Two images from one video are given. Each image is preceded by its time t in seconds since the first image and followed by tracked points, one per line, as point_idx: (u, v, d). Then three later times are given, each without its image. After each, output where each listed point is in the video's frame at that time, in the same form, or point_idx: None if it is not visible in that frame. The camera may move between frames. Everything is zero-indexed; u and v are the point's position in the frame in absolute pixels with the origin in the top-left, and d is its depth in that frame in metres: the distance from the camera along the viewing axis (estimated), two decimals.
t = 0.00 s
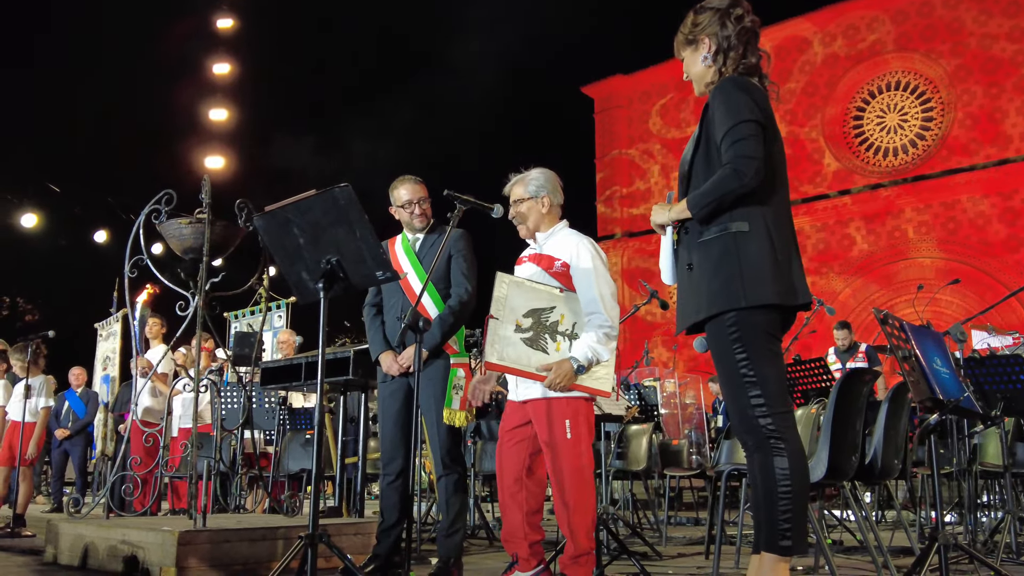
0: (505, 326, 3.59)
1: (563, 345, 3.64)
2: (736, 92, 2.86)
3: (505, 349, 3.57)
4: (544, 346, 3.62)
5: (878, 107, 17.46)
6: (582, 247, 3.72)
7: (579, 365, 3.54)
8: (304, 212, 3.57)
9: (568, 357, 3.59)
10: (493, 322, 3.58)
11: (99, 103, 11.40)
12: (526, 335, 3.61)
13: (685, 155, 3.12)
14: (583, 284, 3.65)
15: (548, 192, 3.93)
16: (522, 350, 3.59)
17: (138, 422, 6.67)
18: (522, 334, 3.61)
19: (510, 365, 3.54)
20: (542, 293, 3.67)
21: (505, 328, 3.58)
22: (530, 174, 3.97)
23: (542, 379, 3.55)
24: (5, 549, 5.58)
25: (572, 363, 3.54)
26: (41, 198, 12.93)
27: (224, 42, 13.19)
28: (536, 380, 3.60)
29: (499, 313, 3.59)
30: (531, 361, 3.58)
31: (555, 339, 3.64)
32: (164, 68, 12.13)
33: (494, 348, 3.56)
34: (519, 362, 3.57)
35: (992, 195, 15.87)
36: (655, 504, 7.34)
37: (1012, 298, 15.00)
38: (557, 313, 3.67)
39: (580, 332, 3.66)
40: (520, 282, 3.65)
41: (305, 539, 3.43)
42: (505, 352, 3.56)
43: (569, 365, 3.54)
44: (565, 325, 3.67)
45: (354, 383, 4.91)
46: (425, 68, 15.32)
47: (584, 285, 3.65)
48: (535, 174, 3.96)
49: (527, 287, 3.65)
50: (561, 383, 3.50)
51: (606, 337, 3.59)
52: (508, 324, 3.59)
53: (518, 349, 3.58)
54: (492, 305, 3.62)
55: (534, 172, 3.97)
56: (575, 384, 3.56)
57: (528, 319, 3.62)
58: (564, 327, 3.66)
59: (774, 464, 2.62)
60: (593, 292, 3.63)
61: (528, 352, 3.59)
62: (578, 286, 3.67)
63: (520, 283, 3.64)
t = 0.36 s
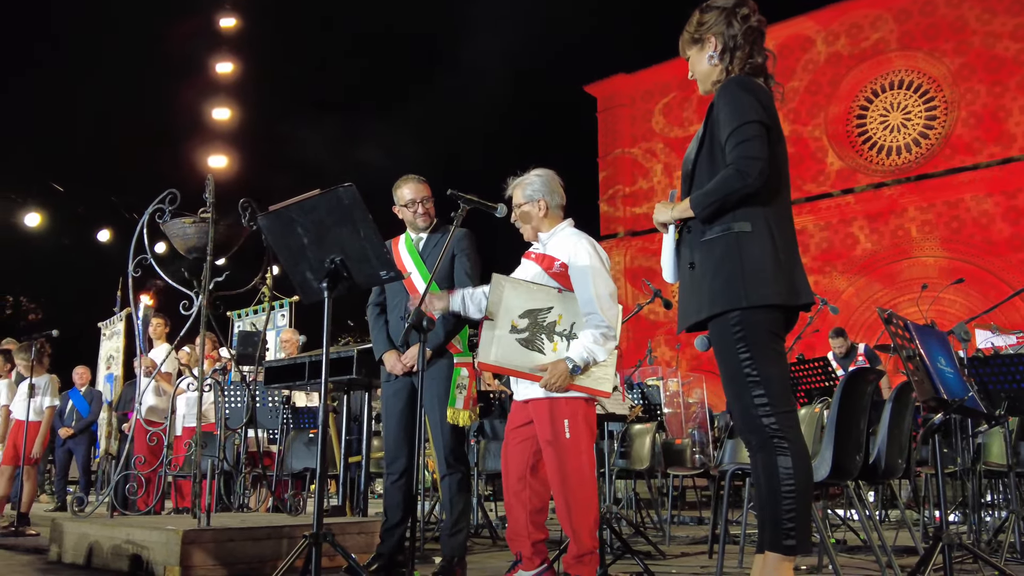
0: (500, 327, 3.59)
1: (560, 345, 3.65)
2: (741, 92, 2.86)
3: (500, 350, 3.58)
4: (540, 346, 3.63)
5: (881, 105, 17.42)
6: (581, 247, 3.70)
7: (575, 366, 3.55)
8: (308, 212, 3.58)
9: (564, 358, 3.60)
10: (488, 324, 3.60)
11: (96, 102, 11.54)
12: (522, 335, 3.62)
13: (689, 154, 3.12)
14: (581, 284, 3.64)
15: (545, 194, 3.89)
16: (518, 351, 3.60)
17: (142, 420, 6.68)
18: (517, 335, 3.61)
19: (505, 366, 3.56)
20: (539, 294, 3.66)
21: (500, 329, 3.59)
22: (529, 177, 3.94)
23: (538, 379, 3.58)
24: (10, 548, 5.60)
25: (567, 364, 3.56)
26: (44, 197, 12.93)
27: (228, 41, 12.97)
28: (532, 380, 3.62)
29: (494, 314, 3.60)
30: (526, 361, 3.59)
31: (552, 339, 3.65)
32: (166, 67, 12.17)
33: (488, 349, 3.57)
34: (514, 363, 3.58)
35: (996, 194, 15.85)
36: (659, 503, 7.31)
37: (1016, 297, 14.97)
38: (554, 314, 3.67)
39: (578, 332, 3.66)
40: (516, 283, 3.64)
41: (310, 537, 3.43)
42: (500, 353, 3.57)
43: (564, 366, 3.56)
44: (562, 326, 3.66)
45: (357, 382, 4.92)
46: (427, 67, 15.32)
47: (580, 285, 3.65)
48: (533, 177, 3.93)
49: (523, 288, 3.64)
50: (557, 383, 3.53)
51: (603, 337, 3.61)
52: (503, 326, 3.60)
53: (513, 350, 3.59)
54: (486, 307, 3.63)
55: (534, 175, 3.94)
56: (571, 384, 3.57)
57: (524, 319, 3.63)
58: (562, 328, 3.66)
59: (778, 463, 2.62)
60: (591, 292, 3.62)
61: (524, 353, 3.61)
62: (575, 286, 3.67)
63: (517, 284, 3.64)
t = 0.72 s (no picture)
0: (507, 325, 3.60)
1: (568, 344, 3.64)
2: (750, 90, 2.86)
3: (508, 349, 3.58)
4: (547, 345, 3.63)
5: (888, 102, 17.35)
6: (587, 245, 3.67)
7: (583, 364, 3.55)
8: (319, 210, 3.58)
9: (572, 356, 3.59)
10: (495, 322, 3.60)
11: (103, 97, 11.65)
12: (529, 334, 3.62)
13: (698, 153, 3.11)
14: (587, 282, 3.62)
15: (552, 193, 3.85)
16: (525, 350, 3.60)
17: (151, 418, 6.70)
18: (525, 333, 3.61)
19: (513, 364, 3.57)
20: (546, 293, 3.66)
21: (507, 328, 3.60)
22: (539, 175, 3.90)
23: (546, 378, 3.56)
24: (21, 545, 5.62)
25: (574, 362, 3.55)
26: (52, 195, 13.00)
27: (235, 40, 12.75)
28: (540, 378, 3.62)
29: (501, 313, 3.61)
30: (534, 360, 3.59)
31: (560, 338, 3.64)
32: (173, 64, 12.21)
33: (496, 348, 3.58)
34: (522, 361, 3.58)
35: (1004, 191, 15.81)
36: (666, 502, 7.30)
37: None
38: (561, 312, 3.67)
39: (585, 330, 3.66)
40: (523, 282, 3.64)
41: (321, 535, 3.43)
42: (508, 352, 3.58)
43: (572, 364, 3.55)
44: (570, 324, 3.66)
45: (366, 380, 4.92)
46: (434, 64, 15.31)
47: (588, 282, 3.62)
48: (543, 176, 3.89)
49: (530, 287, 3.64)
50: (565, 381, 3.51)
51: (611, 335, 3.59)
52: (511, 324, 3.60)
53: (521, 349, 3.59)
54: (494, 306, 3.63)
55: (543, 174, 3.90)
56: (579, 383, 3.57)
57: (532, 318, 3.63)
58: (569, 326, 3.66)
59: (790, 462, 2.62)
60: (598, 290, 3.59)
61: (532, 352, 3.60)
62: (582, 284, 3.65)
63: (524, 282, 3.64)
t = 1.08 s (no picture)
0: (520, 321, 3.58)
1: (581, 338, 3.63)
2: (764, 84, 2.84)
3: (522, 344, 3.55)
4: (561, 339, 3.61)
5: (901, 96, 17.22)
6: (598, 238, 3.68)
7: (597, 358, 3.53)
8: (331, 204, 3.57)
9: (586, 350, 3.58)
10: (508, 317, 3.57)
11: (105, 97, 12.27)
12: (542, 329, 3.60)
13: (712, 147, 3.10)
14: (599, 275, 3.61)
15: (564, 186, 3.85)
16: (539, 345, 3.57)
17: (164, 412, 6.73)
18: (538, 328, 3.59)
19: (527, 360, 3.53)
20: (558, 287, 3.65)
21: (520, 323, 3.57)
22: (551, 168, 3.90)
23: (561, 373, 3.54)
24: (36, 537, 5.67)
25: (589, 356, 3.54)
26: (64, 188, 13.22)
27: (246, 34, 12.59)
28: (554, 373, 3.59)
29: (514, 307, 3.58)
30: (548, 354, 3.56)
31: (573, 332, 3.63)
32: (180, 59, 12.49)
33: (509, 343, 3.54)
34: (536, 357, 3.55)
35: (1018, 185, 15.71)
36: (677, 497, 7.28)
37: None
38: (574, 306, 3.66)
39: (598, 323, 3.66)
40: (535, 276, 3.62)
41: (333, 529, 3.42)
42: (522, 347, 3.55)
43: (587, 358, 3.53)
44: (583, 318, 3.66)
45: (378, 374, 4.92)
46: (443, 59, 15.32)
47: (600, 275, 3.61)
48: (555, 169, 3.88)
49: (542, 281, 3.63)
50: (579, 376, 3.49)
51: (624, 328, 3.59)
52: (524, 319, 3.58)
53: (535, 344, 3.57)
54: (506, 301, 3.60)
55: (555, 167, 3.89)
56: (593, 377, 3.54)
57: (544, 313, 3.61)
58: (582, 320, 3.65)
59: (803, 458, 2.62)
60: (609, 283, 3.58)
61: (545, 346, 3.58)
62: (594, 277, 3.64)
63: (536, 276, 3.62)
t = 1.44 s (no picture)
0: (532, 314, 3.56)
1: (594, 332, 3.62)
2: (782, 75, 2.83)
3: (534, 336, 3.54)
4: (573, 333, 3.60)
5: (917, 88, 17.09)
6: (612, 231, 3.65)
7: (609, 352, 3.52)
8: (346, 197, 3.57)
9: (598, 344, 3.57)
10: (521, 310, 3.56)
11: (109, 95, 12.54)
12: (555, 322, 3.58)
13: (730, 139, 3.08)
14: (613, 268, 3.59)
15: (581, 176, 3.85)
16: (552, 338, 3.56)
17: (179, 404, 6.77)
18: (550, 322, 3.58)
19: (539, 353, 3.52)
20: (571, 280, 3.64)
21: (533, 316, 3.56)
22: (567, 160, 3.91)
23: (573, 366, 3.54)
24: (52, 529, 5.72)
25: (601, 350, 3.52)
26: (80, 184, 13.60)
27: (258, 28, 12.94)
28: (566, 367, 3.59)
29: (527, 300, 3.57)
30: (560, 348, 3.56)
31: (585, 326, 3.62)
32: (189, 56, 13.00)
33: (522, 337, 3.53)
34: (548, 350, 3.55)
35: None
36: (691, 491, 7.27)
37: None
38: (586, 300, 3.65)
39: (611, 317, 3.64)
40: (548, 269, 3.61)
41: (349, 521, 3.42)
42: (535, 340, 3.54)
43: (598, 352, 3.52)
44: (595, 311, 3.64)
45: (391, 367, 4.93)
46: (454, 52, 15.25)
47: (613, 269, 3.59)
48: (572, 160, 3.89)
49: (555, 274, 3.62)
50: (591, 369, 3.49)
51: (637, 322, 3.56)
52: (537, 312, 3.56)
53: (547, 337, 3.56)
54: (519, 293, 3.58)
55: (572, 158, 3.90)
56: (606, 370, 3.54)
57: (557, 306, 3.59)
58: (595, 314, 3.64)
59: (820, 452, 2.60)
60: (623, 277, 3.56)
61: (558, 340, 3.57)
62: (608, 271, 3.62)
63: (550, 270, 3.61)
